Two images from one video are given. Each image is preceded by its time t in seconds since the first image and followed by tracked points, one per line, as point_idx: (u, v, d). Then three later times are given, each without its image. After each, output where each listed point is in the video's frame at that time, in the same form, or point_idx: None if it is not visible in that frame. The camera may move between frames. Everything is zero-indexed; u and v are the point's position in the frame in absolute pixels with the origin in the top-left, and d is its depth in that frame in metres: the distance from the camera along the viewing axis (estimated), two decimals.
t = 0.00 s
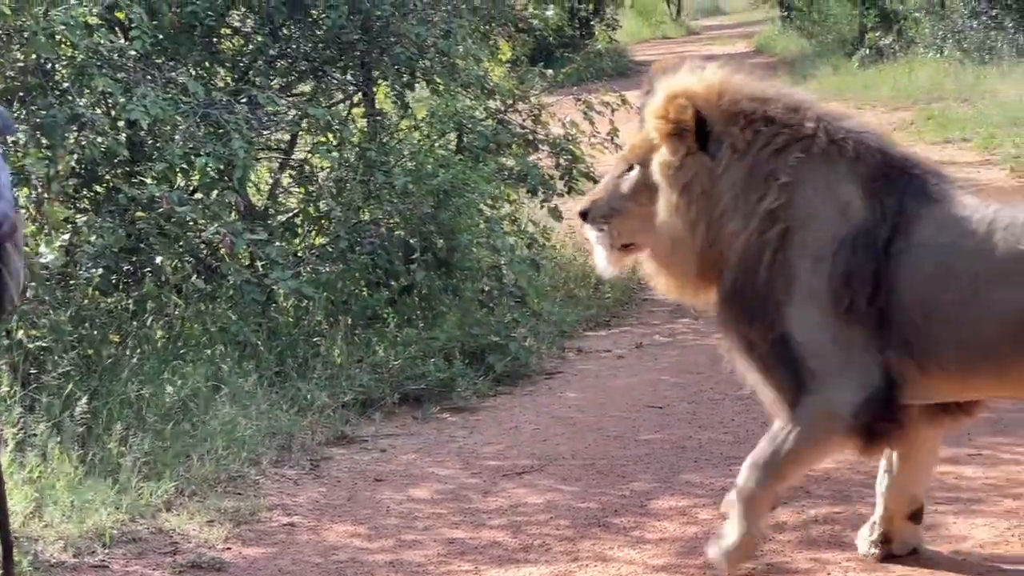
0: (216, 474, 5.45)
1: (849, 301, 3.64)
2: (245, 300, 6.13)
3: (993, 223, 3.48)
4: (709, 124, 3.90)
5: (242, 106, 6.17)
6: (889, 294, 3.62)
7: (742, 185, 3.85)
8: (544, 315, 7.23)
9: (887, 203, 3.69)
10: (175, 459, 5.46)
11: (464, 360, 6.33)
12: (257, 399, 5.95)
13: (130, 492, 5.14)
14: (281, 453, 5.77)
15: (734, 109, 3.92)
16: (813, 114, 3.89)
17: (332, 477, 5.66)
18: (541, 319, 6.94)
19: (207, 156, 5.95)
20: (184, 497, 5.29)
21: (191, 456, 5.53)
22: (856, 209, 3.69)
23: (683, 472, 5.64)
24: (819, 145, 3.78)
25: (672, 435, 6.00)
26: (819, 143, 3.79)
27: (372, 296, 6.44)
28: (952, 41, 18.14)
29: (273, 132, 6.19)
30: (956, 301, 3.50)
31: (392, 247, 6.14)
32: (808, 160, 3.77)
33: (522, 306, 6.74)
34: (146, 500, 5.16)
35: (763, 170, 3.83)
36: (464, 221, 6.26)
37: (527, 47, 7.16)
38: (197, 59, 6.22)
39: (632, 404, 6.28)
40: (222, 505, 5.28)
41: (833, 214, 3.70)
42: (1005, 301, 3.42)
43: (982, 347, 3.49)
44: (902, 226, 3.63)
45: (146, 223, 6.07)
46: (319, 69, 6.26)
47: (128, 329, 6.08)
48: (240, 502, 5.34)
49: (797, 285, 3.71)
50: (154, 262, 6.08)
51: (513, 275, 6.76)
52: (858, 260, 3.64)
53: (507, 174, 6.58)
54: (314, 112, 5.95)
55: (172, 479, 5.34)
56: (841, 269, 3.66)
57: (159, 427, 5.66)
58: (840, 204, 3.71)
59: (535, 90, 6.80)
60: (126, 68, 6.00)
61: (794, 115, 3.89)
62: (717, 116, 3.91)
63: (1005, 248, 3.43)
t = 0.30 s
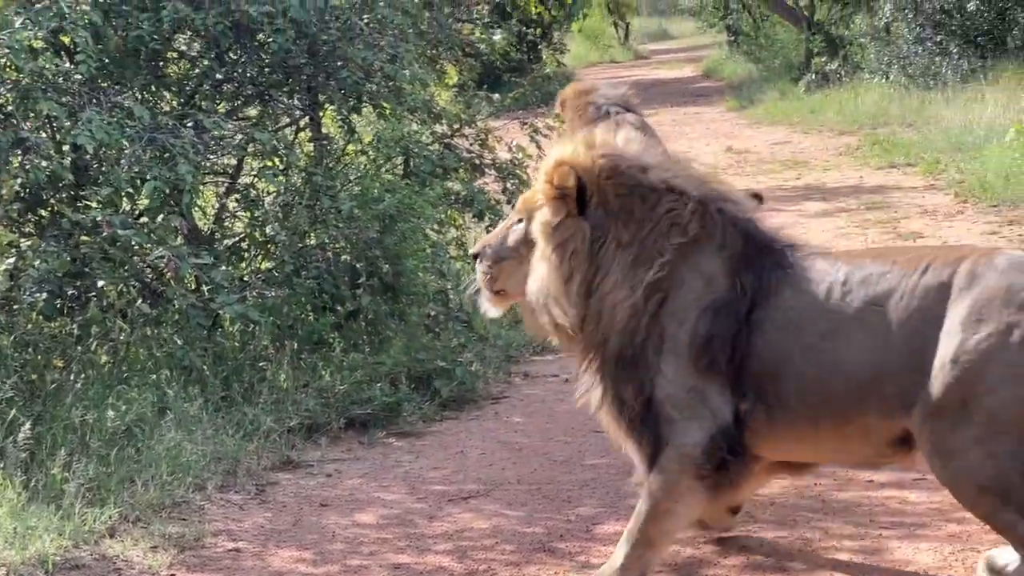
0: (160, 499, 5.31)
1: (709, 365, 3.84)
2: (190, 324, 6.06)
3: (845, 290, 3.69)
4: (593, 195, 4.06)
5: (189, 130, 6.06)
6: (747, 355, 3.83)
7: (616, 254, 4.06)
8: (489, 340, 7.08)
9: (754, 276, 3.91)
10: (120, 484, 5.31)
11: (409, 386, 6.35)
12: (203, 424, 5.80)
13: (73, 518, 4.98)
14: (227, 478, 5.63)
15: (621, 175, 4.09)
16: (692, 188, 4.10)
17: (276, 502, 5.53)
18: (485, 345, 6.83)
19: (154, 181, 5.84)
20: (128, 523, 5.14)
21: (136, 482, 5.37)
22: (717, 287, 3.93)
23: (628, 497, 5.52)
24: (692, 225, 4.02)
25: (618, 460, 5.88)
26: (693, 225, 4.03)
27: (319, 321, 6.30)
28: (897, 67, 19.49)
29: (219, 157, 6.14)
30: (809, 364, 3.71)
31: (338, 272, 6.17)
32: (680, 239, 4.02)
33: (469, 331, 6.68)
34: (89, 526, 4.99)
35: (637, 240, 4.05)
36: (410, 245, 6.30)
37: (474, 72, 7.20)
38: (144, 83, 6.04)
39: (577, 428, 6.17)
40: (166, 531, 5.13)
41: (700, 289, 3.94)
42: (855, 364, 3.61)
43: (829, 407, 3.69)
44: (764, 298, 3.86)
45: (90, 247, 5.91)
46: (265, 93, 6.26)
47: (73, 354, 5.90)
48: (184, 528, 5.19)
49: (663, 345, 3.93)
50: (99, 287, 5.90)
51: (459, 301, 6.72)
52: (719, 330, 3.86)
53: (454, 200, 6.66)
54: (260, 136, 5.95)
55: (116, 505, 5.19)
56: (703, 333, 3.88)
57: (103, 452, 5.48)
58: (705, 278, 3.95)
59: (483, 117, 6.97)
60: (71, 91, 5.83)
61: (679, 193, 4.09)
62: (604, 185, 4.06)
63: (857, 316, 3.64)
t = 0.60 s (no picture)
0: (104, 531, 5.21)
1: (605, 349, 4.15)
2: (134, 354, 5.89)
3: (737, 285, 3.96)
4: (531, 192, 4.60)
5: (134, 159, 5.99)
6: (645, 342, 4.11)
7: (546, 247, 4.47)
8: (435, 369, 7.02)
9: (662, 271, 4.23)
10: (63, 515, 5.18)
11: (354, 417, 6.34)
12: (148, 454, 5.72)
13: (14, 551, 4.84)
14: (171, 510, 5.56)
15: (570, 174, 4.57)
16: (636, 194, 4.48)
17: (222, 535, 5.46)
18: (430, 375, 6.77)
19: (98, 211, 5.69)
20: (70, 555, 5.03)
21: (79, 513, 5.25)
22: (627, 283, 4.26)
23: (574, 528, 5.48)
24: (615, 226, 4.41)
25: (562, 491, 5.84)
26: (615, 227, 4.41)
27: (265, 351, 6.17)
28: (841, 99, 19.03)
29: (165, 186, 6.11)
30: (694, 353, 4.01)
31: (284, 302, 6.19)
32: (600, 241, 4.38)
33: (414, 361, 6.68)
34: (30, 558, 4.85)
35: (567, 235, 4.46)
36: (355, 276, 6.30)
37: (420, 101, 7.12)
38: (89, 113, 5.94)
39: (522, 458, 6.15)
40: (109, 562, 5.01)
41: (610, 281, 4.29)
42: (734, 352, 3.91)
43: (721, 392, 3.96)
44: (666, 292, 4.15)
45: (34, 276, 5.67)
46: (211, 123, 6.22)
47: (15, 385, 5.78)
48: (129, 560, 5.09)
49: (570, 331, 4.28)
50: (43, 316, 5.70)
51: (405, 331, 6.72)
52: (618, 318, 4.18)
53: (399, 230, 6.65)
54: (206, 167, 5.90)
55: (58, 537, 5.06)
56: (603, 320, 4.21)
57: (47, 484, 5.34)
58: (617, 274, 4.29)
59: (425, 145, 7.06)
60: (14, 120, 5.68)
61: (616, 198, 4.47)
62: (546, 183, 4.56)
63: (739, 307, 3.93)
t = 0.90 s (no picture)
0: (41, 571, 5.04)
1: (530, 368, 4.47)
2: (76, 391, 5.75)
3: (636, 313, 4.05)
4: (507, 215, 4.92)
5: (77, 195, 5.77)
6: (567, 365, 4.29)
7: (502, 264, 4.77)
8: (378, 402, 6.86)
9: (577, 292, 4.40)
10: None
11: (298, 452, 6.24)
12: (87, 492, 5.59)
13: None
14: (110, 549, 5.39)
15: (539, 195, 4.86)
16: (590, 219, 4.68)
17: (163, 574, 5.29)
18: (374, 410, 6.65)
19: (39, 247, 5.47)
20: None
21: (16, 552, 5.10)
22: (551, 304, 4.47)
23: (516, 565, 5.33)
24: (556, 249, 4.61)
25: (506, 527, 5.71)
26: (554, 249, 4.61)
27: (209, 387, 6.14)
28: (786, 134, 16.91)
29: (107, 222, 5.98)
30: (596, 377, 4.12)
31: (228, 337, 6.14)
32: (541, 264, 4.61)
33: (359, 397, 6.64)
34: None
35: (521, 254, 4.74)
36: (300, 312, 6.30)
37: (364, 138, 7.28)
38: (31, 147, 5.73)
39: (466, 495, 6.04)
40: None
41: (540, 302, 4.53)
42: (629, 383, 3.95)
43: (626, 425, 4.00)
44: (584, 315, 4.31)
45: None
46: (155, 157, 6.13)
47: None
48: None
49: (512, 348, 4.60)
50: None
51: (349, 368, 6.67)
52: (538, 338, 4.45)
53: (344, 265, 6.65)
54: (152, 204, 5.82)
55: None
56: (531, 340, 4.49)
57: None
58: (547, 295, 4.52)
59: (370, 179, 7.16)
60: None
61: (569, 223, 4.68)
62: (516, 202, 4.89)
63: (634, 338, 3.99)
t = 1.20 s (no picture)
0: None
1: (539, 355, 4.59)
2: (26, 417, 5.72)
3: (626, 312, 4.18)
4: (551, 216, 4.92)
5: (30, 219, 5.74)
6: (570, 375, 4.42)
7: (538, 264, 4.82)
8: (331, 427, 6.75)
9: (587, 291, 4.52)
10: None
11: (252, 478, 6.20)
12: (37, 518, 5.44)
13: None
14: None
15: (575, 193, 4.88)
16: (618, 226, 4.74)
17: None
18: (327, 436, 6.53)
19: None
20: None
21: None
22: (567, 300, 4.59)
23: None
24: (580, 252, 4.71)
25: (461, 553, 5.57)
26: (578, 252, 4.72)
27: (162, 413, 6.12)
28: (742, 159, 17.32)
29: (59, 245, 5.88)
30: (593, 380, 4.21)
31: (182, 363, 6.06)
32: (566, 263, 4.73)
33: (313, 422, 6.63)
34: None
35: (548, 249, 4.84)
36: (254, 336, 6.23)
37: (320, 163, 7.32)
38: None
39: (420, 522, 5.92)
40: None
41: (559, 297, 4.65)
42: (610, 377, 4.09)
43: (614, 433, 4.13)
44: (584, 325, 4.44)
45: None
46: (108, 182, 6.07)
47: None
48: None
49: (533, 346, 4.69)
50: None
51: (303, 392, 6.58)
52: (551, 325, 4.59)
53: (300, 289, 6.65)
54: (103, 228, 5.70)
55: None
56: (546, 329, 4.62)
57: None
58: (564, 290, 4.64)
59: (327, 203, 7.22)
60: None
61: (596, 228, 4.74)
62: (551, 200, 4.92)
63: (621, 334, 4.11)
